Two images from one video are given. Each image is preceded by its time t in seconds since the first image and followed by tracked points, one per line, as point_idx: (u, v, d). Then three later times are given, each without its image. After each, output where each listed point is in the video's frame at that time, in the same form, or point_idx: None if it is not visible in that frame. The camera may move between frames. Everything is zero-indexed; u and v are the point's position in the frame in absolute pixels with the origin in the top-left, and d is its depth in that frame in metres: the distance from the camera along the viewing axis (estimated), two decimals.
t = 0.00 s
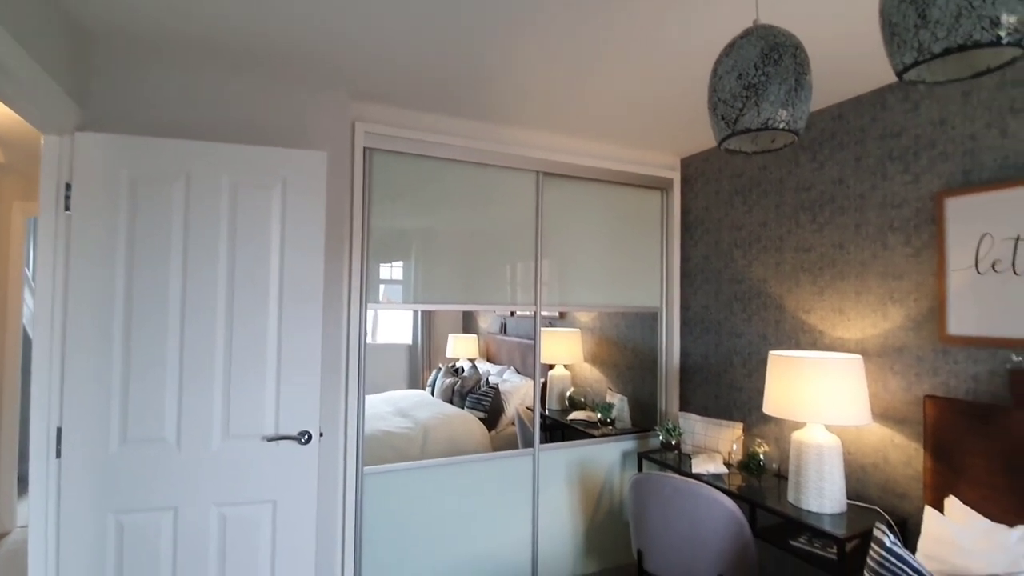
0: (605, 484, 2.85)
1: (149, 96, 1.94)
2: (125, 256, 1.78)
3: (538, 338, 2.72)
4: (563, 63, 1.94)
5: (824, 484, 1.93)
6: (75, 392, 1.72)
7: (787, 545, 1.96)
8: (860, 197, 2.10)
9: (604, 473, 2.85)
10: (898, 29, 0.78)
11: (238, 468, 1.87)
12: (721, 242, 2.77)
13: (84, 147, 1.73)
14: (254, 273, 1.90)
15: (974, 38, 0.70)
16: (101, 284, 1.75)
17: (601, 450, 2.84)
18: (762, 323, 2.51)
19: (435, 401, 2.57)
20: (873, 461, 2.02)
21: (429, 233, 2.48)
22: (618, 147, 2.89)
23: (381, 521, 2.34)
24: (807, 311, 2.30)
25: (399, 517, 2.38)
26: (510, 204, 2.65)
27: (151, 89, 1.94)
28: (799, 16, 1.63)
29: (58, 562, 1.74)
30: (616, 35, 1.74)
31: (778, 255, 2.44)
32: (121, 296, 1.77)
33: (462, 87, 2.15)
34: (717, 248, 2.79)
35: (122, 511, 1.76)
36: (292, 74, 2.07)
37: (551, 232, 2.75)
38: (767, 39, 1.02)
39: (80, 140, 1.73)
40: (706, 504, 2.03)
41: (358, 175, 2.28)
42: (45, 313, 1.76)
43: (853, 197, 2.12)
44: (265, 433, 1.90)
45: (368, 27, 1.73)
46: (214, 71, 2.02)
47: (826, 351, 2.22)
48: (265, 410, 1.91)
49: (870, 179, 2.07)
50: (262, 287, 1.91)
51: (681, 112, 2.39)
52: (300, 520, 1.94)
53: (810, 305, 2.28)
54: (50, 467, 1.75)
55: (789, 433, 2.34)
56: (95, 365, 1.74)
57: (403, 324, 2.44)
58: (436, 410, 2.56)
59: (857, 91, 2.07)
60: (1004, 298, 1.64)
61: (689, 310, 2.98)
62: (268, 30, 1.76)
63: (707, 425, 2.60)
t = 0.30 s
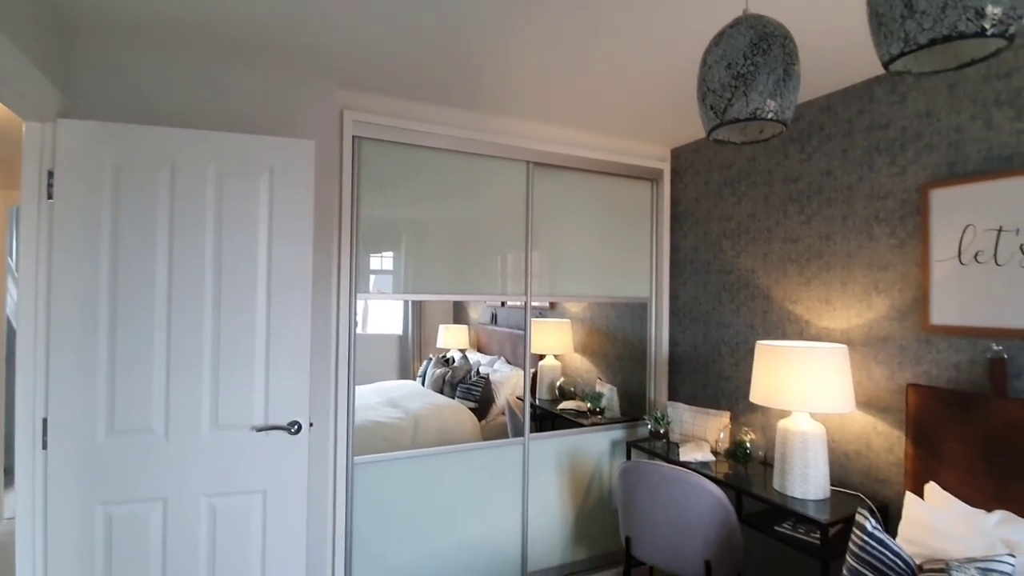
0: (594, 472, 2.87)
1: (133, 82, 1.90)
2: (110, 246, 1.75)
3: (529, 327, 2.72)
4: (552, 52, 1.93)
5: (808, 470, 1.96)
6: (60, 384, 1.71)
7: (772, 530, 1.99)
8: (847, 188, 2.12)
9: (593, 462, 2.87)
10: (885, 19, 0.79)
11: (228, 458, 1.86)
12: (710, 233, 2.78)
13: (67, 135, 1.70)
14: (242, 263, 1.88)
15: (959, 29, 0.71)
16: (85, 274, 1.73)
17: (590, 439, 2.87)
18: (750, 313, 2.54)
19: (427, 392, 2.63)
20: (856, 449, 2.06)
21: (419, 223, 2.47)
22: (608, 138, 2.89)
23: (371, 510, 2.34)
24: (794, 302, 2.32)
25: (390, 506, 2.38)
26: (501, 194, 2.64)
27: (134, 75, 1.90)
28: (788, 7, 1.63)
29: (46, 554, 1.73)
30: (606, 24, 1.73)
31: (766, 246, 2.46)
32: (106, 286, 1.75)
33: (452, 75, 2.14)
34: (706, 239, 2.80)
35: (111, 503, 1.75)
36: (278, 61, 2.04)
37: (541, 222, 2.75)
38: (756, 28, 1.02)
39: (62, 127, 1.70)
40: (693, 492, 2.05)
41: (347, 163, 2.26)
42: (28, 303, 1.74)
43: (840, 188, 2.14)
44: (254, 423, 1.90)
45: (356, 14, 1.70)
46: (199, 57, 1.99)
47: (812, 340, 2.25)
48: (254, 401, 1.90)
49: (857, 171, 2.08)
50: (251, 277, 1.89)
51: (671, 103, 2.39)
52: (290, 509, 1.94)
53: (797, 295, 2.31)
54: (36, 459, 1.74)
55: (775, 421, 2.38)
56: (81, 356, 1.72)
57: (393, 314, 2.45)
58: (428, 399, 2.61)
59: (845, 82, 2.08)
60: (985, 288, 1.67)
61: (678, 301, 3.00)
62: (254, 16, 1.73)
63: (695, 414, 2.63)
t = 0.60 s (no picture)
0: (581, 461, 2.90)
1: (113, 68, 1.86)
2: (92, 235, 1.73)
3: (517, 319, 2.72)
4: (540, 41, 1.92)
5: (790, 457, 2.00)
6: (42, 375, 1.68)
7: (755, 516, 2.03)
8: (831, 179, 2.14)
9: (580, 451, 2.90)
10: (868, 10, 0.80)
11: (214, 448, 1.85)
12: (697, 224, 2.80)
13: (46, 121, 1.67)
14: (227, 251, 1.86)
15: (940, 21, 0.72)
16: (66, 264, 1.70)
17: (578, 428, 2.89)
18: (735, 304, 2.56)
19: (416, 382, 2.64)
20: (837, 436, 2.10)
21: (407, 213, 2.46)
22: (597, 128, 2.89)
23: (358, 500, 2.35)
24: (779, 292, 2.35)
25: (378, 496, 2.39)
26: (489, 184, 2.64)
27: (114, 61, 1.86)
28: None
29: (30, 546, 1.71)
30: (594, 14, 1.72)
31: (751, 237, 2.48)
32: (89, 276, 1.73)
33: (438, 63, 2.12)
34: (693, 230, 2.82)
35: (97, 494, 1.74)
36: (262, 48, 2.01)
37: (529, 213, 2.74)
38: (742, 18, 1.03)
39: (41, 113, 1.66)
40: (678, 479, 2.09)
41: (333, 152, 2.24)
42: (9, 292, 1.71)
43: (825, 180, 2.16)
44: (242, 414, 1.89)
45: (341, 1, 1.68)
46: (181, 43, 1.95)
47: (795, 330, 2.28)
48: (241, 392, 1.89)
49: (841, 162, 2.11)
50: (236, 267, 1.88)
51: (659, 94, 2.40)
52: (279, 500, 1.94)
53: (781, 286, 2.34)
54: (19, 451, 1.72)
55: (759, 409, 2.42)
56: (63, 347, 1.70)
57: (381, 304, 2.44)
58: (417, 390, 2.62)
59: (830, 74, 2.10)
60: (964, 279, 1.70)
61: (665, 291, 3.02)
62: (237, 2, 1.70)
63: (681, 403, 2.66)
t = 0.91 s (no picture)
0: (569, 454, 2.92)
1: (93, 57, 1.83)
2: (72, 228, 1.70)
3: (504, 313, 2.73)
4: (527, 34, 1.91)
5: (773, 448, 2.03)
6: (23, 369, 1.66)
7: (738, 506, 2.06)
8: (815, 175, 2.17)
9: (568, 444, 2.92)
10: (848, 6, 0.81)
11: (200, 443, 1.84)
12: (683, 218, 2.82)
13: (23, 110, 1.63)
14: (212, 243, 1.85)
15: (919, 16, 0.73)
16: (46, 257, 1.67)
17: (565, 421, 2.91)
18: (720, 298, 2.59)
19: (402, 376, 2.63)
20: (819, 427, 2.14)
21: (394, 206, 2.45)
22: (585, 122, 2.89)
23: (346, 494, 2.34)
24: (763, 286, 2.38)
25: (365, 490, 2.39)
26: (476, 178, 2.63)
27: (94, 50, 1.83)
28: None
29: (11, 543, 1.69)
30: (581, 8, 1.72)
31: (736, 231, 2.51)
32: (69, 269, 1.70)
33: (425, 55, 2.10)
34: (680, 225, 2.84)
35: (80, 489, 1.72)
36: (246, 39, 1.98)
37: (517, 207, 2.75)
38: (727, 13, 1.03)
39: (18, 102, 1.63)
40: (664, 470, 2.11)
41: (319, 145, 2.22)
42: None
43: (809, 175, 2.19)
44: (227, 408, 1.88)
45: None
46: (163, 32, 1.92)
47: (779, 324, 2.31)
48: (226, 386, 1.88)
49: (825, 158, 2.13)
50: (221, 261, 1.86)
51: (646, 88, 2.40)
52: (265, 494, 1.94)
53: (766, 280, 2.36)
54: None
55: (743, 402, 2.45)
56: (43, 341, 1.68)
57: (369, 298, 2.45)
58: (404, 384, 2.62)
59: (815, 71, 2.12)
60: (942, 273, 1.74)
61: (652, 285, 3.04)
62: None
63: (667, 396, 2.68)
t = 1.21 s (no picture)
0: (546, 444, 2.95)
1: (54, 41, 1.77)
2: (34, 218, 1.65)
3: (482, 305, 2.75)
4: (503, 25, 1.90)
5: (744, 437, 2.08)
6: None
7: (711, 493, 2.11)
8: (786, 169, 2.21)
9: (545, 434, 2.95)
10: (814, 3, 0.83)
11: (171, 437, 1.81)
12: (659, 211, 2.86)
13: None
14: (182, 234, 1.81)
15: (880, 15, 0.75)
16: (7, 248, 1.62)
17: (543, 412, 2.93)
18: (694, 289, 2.64)
19: (381, 369, 2.61)
20: (788, 415, 2.20)
21: (370, 198, 2.42)
22: (562, 114, 2.90)
23: (322, 487, 2.33)
24: (736, 278, 2.42)
25: (342, 483, 2.37)
26: (454, 170, 2.62)
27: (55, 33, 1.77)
28: None
29: None
30: None
31: (710, 224, 2.55)
32: (31, 261, 1.65)
33: (401, 44, 2.08)
34: (655, 218, 2.88)
35: (47, 486, 1.68)
36: (215, 24, 1.93)
37: (494, 199, 2.74)
38: (698, 7, 1.05)
39: None
40: (639, 459, 2.15)
41: (293, 134, 2.18)
42: None
43: (780, 169, 2.24)
44: (199, 402, 1.85)
45: None
46: (128, 16, 1.86)
47: (750, 315, 2.36)
48: (199, 380, 1.85)
49: (795, 152, 2.18)
50: (191, 253, 1.82)
51: (622, 81, 2.42)
52: (240, 489, 1.92)
53: (738, 272, 2.41)
54: None
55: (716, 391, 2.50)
56: (6, 335, 1.63)
57: (347, 291, 2.42)
58: (382, 376, 2.60)
59: (786, 66, 2.16)
60: (905, 265, 1.80)
61: (628, 277, 3.07)
62: None
63: (642, 386, 2.72)
